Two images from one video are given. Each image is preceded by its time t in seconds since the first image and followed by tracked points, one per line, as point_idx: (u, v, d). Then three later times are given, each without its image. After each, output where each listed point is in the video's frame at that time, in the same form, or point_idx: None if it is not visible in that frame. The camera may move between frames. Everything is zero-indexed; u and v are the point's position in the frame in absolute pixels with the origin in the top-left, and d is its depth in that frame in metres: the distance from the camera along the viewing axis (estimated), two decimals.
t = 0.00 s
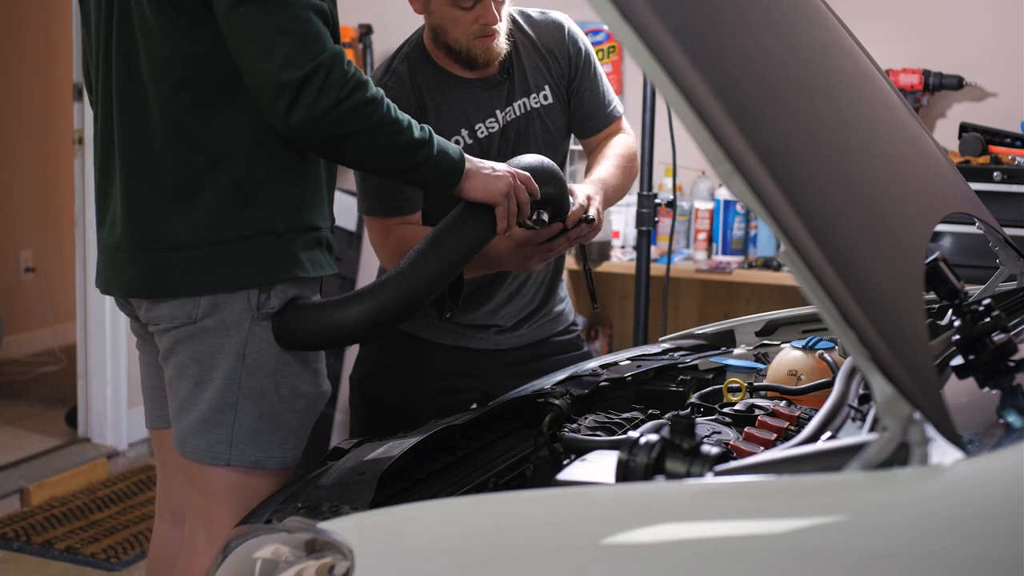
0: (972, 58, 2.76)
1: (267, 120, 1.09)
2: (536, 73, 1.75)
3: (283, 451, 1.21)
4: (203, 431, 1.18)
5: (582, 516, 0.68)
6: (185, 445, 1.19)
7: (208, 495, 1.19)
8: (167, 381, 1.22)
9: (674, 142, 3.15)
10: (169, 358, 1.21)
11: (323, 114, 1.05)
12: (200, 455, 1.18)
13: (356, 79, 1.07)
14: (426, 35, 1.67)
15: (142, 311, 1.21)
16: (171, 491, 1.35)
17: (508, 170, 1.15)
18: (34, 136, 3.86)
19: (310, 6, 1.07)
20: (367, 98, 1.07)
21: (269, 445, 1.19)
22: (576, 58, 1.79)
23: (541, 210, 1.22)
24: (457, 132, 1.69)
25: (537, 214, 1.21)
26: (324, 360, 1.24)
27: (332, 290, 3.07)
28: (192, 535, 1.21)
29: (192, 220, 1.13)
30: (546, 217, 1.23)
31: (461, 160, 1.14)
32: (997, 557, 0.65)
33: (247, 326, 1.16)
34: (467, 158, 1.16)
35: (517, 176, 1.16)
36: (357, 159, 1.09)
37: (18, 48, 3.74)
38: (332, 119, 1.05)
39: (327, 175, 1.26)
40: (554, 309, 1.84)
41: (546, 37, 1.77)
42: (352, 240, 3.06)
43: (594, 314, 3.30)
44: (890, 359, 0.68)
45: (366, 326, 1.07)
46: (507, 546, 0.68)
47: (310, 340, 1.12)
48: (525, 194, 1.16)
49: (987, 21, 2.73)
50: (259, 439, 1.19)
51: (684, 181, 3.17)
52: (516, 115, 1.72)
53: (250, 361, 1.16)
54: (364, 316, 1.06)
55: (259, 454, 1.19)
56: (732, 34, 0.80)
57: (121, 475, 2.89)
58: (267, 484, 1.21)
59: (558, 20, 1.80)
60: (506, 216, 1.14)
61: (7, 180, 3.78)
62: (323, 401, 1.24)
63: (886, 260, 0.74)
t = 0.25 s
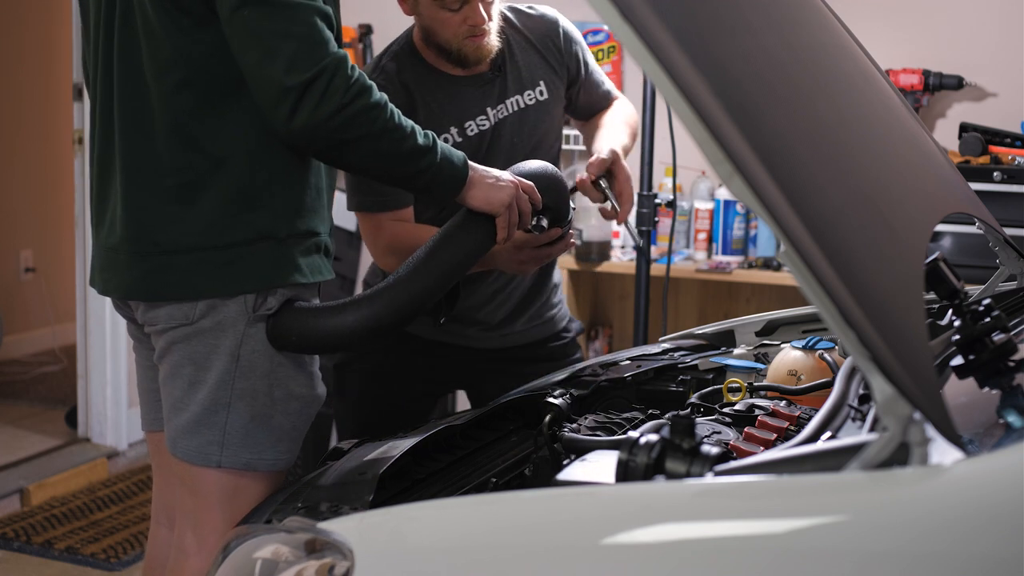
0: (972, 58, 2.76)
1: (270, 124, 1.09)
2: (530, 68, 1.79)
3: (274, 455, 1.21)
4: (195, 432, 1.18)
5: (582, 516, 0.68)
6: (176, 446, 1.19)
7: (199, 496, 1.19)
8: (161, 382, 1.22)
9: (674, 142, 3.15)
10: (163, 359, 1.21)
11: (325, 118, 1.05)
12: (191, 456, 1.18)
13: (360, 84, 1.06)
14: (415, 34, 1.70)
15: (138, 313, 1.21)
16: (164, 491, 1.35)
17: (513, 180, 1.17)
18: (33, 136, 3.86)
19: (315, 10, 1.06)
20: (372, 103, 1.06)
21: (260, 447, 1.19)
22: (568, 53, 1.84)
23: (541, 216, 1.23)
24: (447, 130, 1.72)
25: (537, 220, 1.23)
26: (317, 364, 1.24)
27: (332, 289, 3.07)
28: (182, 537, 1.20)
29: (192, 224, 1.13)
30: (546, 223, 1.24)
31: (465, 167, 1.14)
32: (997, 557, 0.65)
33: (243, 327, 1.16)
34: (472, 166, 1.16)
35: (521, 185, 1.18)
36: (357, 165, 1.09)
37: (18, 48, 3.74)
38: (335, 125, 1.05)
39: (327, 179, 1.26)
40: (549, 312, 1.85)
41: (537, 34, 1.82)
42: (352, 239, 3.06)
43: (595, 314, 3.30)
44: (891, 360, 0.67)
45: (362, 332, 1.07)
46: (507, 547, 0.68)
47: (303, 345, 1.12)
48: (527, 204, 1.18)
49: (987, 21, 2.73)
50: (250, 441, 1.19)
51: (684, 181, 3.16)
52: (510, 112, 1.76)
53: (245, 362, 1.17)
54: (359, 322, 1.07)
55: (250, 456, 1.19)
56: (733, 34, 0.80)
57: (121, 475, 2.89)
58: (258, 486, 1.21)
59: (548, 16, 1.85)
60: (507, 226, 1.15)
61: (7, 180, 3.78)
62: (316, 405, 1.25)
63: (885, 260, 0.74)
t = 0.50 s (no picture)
0: (972, 58, 2.76)
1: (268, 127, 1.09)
2: (499, 65, 1.86)
3: (269, 459, 1.21)
4: (190, 434, 1.18)
5: (583, 516, 0.68)
6: (172, 448, 1.19)
7: (194, 498, 1.20)
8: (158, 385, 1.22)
9: (674, 142, 3.15)
10: (161, 360, 1.21)
11: (324, 121, 1.05)
12: (186, 458, 1.18)
13: (359, 87, 1.07)
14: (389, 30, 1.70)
15: (136, 314, 1.21)
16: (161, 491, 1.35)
17: (508, 183, 1.16)
18: (34, 136, 3.86)
19: (314, 13, 1.06)
20: (370, 107, 1.07)
21: (255, 451, 1.19)
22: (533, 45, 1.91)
23: (538, 220, 1.22)
24: (423, 127, 1.79)
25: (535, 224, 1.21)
26: (316, 368, 1.24)
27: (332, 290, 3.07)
28: (176, 539, 1.20)
29: (191, 226, 1.13)
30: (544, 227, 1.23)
31: (460, 172, 1.14)
32: (998, 557, 0.65)
33: (241, 331, 1.16)
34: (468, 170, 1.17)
35: (517, 189, 1.17)
36: (356, 169, 1.09)
37: (18, 48, 3.74)
38: (334, 128, 1.05)
39: (328, 183, 1.26)
40: (517, 310, 1.96)
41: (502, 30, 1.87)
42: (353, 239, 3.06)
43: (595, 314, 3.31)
44: (890, 360, 0.67)
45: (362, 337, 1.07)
46: (507, 547, 0.68)
47: (302, 351, 1.12)
48: (524, 207, 1.17)
49: (987, 21, 2.73)
50: (245, 445, 1.19)
51: (684, 181, 3.16)
52: (481, 109, 1.83)
53: (241, 366, 1.17)
54: (358, 327, 1.06)
55: (244, 460, 1.19)
56: (732, 34, 0.80)
57: (121, 475, 2.89)
58: (252, 490, 1.21)
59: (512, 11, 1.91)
60: (504, 229, 1.14)
61: (7, 180, 3.78)
62: (314, 409, 1.24)
63: (885, 260, 0.74)
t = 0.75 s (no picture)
0: (972, 59, 2.76)
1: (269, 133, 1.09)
2: (490, 61, 1.85)
3: (280, 458, 1.21)
4: (200, 438, 1.18)
5: (582, 516, 0.68)
6: (182, 451, 1.20)
7: (204, 500, 1.20)
8: (166, 389, 1.22)
9: (674, 142, 3.15)
10: (168, 363, 1.21)
11: (324, 126, 1.05)
12: (197, 462, 1.18)
13: (359, 93, 1.07)
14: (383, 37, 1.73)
15: (141, 317, 1.21)
16: (166, 490, 1.36)
17: (507, 184, 1.16)
18: (33, 136, 3.86)
19: (316, 18, 1.06)
20: (370, 111, 1.06)
21: (266, 453, 1.20)
22: (523, 40, 1.90)
23: (538, 221, 1.23)
24: (417, 127, 1.80)
25: (535, 225, 1.23)
26: (324, 371, 1.25)
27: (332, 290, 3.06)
28: (187, 540, 1.21)
29: (193, 228, 1.13)
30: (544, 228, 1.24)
31: (460, 173, 1.14)
32: (998, 557, 0.65)
33: (248, 334, 1.16)
34: (466, 171, 1.16)
35: (516, 189, 1.17)
36: (356, 173, 1.09)
37: (18, 48, 3.74)
38: (334, 133, 1.05)
39: (331, 186, 1.26)
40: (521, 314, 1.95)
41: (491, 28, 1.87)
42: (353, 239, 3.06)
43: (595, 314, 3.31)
44: (890, 359, 0.67)
45: (365, 342, 1.07)
46: (507, 547, 0.68)
47: (307, 357, 1.12)
48: (524, 207, 1.17)
49: (987, 21, 2.73)
50: (255, 447, 1.19)
51: (684, 181, 3.16)
52: (474, 106, 1.82)
53: (251, 369, 1.17)
54: (362, 331, 1.06)
55: (255, 462, 1.19)
56: (733, 34, 0.80)
57: (121, 475, 2.89)
58: (262, 491, 1.22)
59: (500, 8, 1.90)
60: (505, 229, 1.15)
61: (7, 180, 3.78)
62: (321, 410, 1.25)
63: (886, 261, 0.74)
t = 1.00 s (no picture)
0: (972, 59, 2.76)
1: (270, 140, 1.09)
2: (479, 62, 1.85)
3: (283, 459, 1.21)
4: (203, 439, 1.18)
5: (582, 516, 0.68)
6: (186, 452, 1.20)
7: (207, 500, 1.20)
8: (169, 389, 1.22)
9: (674, 142, 3.15)
10: (172, 365, 1.21)
11: (325, 134, 1.05)
12: (200, 462, 1.19)
13: (360, 101, 1.06)
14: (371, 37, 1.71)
15: (144, 319, 1.21)
16: (169, 491, 1.36)
17: (507, 183, 1.17)
18: (33, 136, 3.86)
19: (317, 28, 1.06)
20: (371, 119, 1.07)
21: (270, 454, 1.20)
22: (509, 40, 1.91)
23: (540, 220, 1.22)
24: (410, 127, 1.79)
25: (536, 224, 1.22)
26: (326, 371, 1.25)
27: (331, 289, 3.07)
28: (189, 540, 1.21)
29: (195, 232, 1.13)
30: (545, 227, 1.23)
31: (461, 175, 1.14)
32: (999, 557, 0.65)
33: (252, 335, 1.16)
34: (466, 173, 1.16)
35: (516, 188, 1.18)
36: (357, 179, 1.09)
37: (18, 49, 3.74)
38: (335, 141, 1.06)
39: (334, 191, 1.26)
40: (514, 315, 1.96)
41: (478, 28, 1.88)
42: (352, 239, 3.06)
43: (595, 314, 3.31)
44: (890, 359, 0.67)
45: (367, 342, 1.07)
46: (507, 547, 0.68)
47: (309, 357, 1.12)
48: (525, 205, 1.17)
49: (987, 21, 2.73)
50: (259, 448, 1.19)
51: (684, 181, 3.16)
52: (465, 104, 1.83)
53: (255, 370, 1.17)
54: (364, 332, 1.07)
55: (258, 463, 1.20)
56: (733, 34, 0.80)
57: (121, 475, 2.89)
58: (265, 492, 1.22)
59: (485, 9, 1.91)
60: (506, 228, 1.15)
61: (7, 180, 3.78)
62: (324, 410, 1.25)
63: (886, 262, 0.74)
